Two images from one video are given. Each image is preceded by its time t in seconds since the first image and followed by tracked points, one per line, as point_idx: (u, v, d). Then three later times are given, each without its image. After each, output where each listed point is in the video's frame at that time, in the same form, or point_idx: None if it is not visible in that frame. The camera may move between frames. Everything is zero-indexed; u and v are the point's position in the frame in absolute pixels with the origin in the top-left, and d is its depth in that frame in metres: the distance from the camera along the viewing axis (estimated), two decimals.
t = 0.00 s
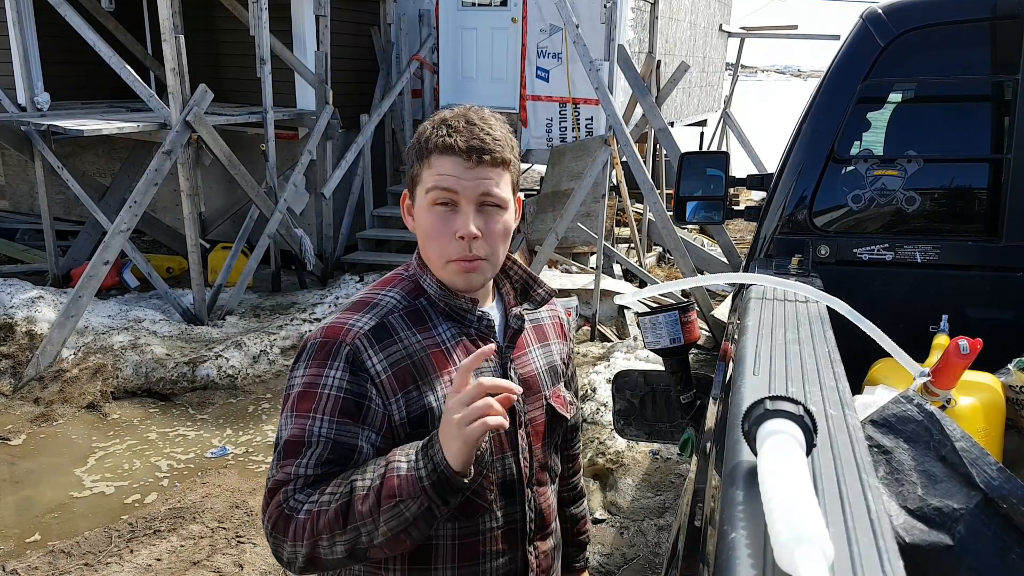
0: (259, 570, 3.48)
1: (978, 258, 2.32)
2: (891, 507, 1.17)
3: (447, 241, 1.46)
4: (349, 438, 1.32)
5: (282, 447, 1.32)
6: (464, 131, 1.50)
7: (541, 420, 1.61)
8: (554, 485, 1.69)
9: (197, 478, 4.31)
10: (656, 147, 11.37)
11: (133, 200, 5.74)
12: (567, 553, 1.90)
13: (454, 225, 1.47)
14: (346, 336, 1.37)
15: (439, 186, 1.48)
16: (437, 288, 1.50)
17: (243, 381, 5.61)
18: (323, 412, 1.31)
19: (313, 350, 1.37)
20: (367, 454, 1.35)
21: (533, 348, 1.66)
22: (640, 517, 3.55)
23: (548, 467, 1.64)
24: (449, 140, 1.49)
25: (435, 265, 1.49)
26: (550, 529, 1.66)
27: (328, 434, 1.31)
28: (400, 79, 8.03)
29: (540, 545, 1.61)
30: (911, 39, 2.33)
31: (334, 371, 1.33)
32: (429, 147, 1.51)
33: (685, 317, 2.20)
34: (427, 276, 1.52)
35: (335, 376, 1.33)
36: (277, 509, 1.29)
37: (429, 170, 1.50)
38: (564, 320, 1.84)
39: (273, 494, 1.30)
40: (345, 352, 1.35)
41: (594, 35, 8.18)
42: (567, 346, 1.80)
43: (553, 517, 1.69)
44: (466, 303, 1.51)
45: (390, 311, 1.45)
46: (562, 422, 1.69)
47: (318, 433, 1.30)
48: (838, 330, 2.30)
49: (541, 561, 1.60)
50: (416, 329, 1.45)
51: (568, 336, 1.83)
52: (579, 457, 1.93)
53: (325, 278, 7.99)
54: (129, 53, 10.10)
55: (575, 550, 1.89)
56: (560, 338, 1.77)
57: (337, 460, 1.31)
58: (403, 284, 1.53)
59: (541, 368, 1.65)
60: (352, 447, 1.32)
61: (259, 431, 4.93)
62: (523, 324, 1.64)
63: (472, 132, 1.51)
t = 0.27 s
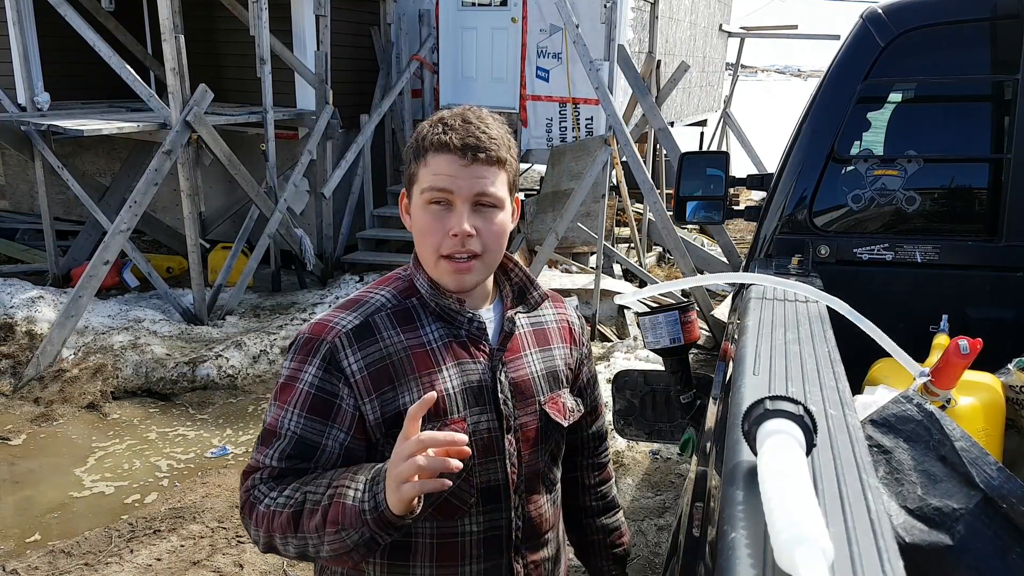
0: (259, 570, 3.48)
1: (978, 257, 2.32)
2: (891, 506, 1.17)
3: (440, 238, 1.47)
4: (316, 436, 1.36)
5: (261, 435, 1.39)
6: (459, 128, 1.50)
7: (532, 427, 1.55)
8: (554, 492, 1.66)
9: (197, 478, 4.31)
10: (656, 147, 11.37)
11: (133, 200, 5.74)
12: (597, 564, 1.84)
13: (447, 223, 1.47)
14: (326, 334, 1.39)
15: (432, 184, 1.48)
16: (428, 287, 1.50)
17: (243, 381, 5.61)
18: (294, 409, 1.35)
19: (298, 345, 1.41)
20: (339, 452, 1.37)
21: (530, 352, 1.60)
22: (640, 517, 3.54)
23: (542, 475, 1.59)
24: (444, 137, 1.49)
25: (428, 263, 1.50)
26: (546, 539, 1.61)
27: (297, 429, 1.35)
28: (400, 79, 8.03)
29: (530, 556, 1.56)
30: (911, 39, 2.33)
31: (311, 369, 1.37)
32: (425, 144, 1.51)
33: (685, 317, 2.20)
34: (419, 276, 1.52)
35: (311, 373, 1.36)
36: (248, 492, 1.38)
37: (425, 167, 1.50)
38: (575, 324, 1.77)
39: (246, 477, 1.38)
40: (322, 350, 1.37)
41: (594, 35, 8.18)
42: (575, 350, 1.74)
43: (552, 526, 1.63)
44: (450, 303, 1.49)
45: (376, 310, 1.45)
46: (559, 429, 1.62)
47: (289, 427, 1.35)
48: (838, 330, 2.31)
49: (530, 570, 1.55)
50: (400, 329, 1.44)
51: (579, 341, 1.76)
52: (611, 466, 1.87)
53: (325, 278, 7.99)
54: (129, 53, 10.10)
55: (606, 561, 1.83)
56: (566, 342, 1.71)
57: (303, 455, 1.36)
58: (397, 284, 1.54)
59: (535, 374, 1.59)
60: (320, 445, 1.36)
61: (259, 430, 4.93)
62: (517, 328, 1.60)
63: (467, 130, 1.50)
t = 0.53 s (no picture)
0: (259, 570, 3.48)
1: (978, 257, 2.32)
2: (891, 507, 1.18)
3: (435, 236, 1.48)
4: (310, 431, 1.37)
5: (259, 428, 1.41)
6: (457, 127, 1.51)
7: (527, 430, 1.55)
8: (552, 497, 1.65)
9: (197, 478, 4.31)
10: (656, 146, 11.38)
11: (133, 200, 5.74)
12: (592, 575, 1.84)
13: (443, 221, 1.48)
14: (323, 330, 1.41)
15: (428, 183, 1.49)
16: (426, 285, 1.50)
17: (243, 381, 5.62)
18: (290, 403, 1.37)
19: (296, 340, 1.43)
20: (333, 448, 1.38)
21: (528, 354, 1.60)
22: (640, 516, 3.54)
23: (537, 479, 1.59)
24: (441, 136, 1.50)
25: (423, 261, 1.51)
26: (541, 544, 1.61)
27: (292, 424, 1.36)
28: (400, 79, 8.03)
29: (523, 560, 1.56)
30: (912, 39, 2.33)
31: (307, 364, 1.38)
32: (423, 144, 1.53)
33: (685, 316, 2.20)
34: (417, 275, 1.53)
35: (307, 368, 1.38)
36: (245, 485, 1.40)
37: (422, 166, 1.51)
38: (580, 329, 1.77)
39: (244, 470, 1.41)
40: (317, 346, 1.39)
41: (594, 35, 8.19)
42: (577, 355, 1.73)
43: (548, 532, 1.63)
44: (446, 302, 1.49)
45: (373, 308, 1.46)
46: (556, 433, 1.62)
47: (284, 422, 1.36)
48: (838, 330, 2.31)
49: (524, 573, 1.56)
50: (396, 327, 1.45)
51: (582, 345, 1.75)
52: (615, 478, 1.87)
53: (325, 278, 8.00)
54: (129, 53, 10.10)
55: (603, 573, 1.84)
56: (568, 346, 1.70)
57: (296, 450, 1.37)
58: (397, 282, 1.55)
59: (533, 376, 1.58)
60: (314, 440, 1.37)
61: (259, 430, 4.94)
62: (515, 329, 1.60)
63: (465, 128, 1.51)
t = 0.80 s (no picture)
0: (259, 570, 3.48)
1: (979, 257, 2.32)
2: (891, 507, 1.17)
3: (447, 236, 1.47)
4: (313, 432, 1.36)
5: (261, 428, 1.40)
6: (467, 125, 1.50)
7: (531, 431, 1.54)
8: (553, 499, 1.65)
9: (197, 478, 4.31)
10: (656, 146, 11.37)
11: (133, 200, 5.74)
12: None
13: (455, 220, 1.47)
14: (328, 329, 1.40)
15: (440, 181, 1.48)
16: (432, 284, 1.49)
17: (243, 381, 5.61)
18: (294, 403, 1.36)
19: (301, 339, 1.42)
20: (336, 447, 1.38)
21: (531, 355, 1.60)
22: (640, 517, 3.54)
23: (540, 480, 1.58)
24: (452, 134, 1.49)
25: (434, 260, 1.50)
26: (542, 545, 1.60)
27: (296, 423, 1.35)
28: (400, 79, 8.03)
29: (524, 562, 1.56)
30: (912, 38, 2.33)
31: (312, 364, 1.37)
32: (433, 141, 1.52)
33: (685, 316, 2.19)
34: (423, 274, 1.52)
35: (313, 367, 1.37)
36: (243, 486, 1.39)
37: (433, 165, 1.50)
38: (581, 331, 1.76)
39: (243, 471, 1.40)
40: (323, 344, 1.38)
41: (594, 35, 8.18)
42: (579, 356, 1.72)
43: (549, 533, 1.62)
44: (453, 302, 1.48)
45: (378, 307, 1.46)
46: (558, 434, 1.61)
47: (288, 421, 1.36)
48: (838, 330, 2.31)
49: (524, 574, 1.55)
50: (402, 326, 1.44)
51: (584, 346, 1.75)
52: (612, 481, 1.87)
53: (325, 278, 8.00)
54: (129, 53, 10.10)
55: None
56: (570, 348, 1.69)
57: (299, 450, 1.36)
58: (402, 282, 1.54)
59: (536, 377, 1.58)
60: (315, 442, 1.36)
61: (259, 430, 4.93)
62: (519, 330, 1.60)
63: (476, 127, 1.50)
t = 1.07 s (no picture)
0: (259, 570, 3.48)
1: (979, 257, 2.32)
2: (891, 507, 1.17)
3: (446, 237, 1.47)
4: (313, 429, 1.35)
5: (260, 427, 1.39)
6: (463, 125, 1.50)
7: (532, 431, 1.54)
8: (553, 497, 1.64)
9: (197, 478, 4.31)
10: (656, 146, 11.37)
11: (133, 200, 5.74)
12: None
13: (453, 221, 1.47)
14: (328, 329, 1.39)
15: (437, 182, 1.48)
16: (433, 285, 1.49)
17: (243, 381, 5.61)
18: (294, 402, 1.35)
19: (300, 339, 1.41)
20: (335, 447, 1.37)
21: (532, 355, 1.59)
22: (640, 517, 3.54)
23: (540, 481, 1.58)
24: (448, 135, 1.48)
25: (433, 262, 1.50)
26: (543, 545, 1.60)
27: (296, 423, 1.34)
28: (400, 78, 8.03)
29: (525, 562, 1.55)
30: (913, 38, 2.32)
31: (312, 362, 1.36)
32: (429, 142, 1.51)
33: (685, 316, 2.19)
34: (422, 275, 1.52)
35: (313, 366, 1.36)
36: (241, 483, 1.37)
37: (430, 166, 1.50)
38: (580, 331, 1.77)
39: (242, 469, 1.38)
40: (323, 344, 1.38)
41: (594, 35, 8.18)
42: (578, 356, 1.73)
43: (549, 533, 1.62)
44: (454, 302, 1.48)
45: (379, 307, 1.45)
46: (559, 434, 1.61)
47: (288, 420, 1.34)
48: (838, 331, 2.30)
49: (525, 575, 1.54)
50: (403, 327, 1.44)
51: (583, 347, 1.75)
52: (609, 479, 1.87)
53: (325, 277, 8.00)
54: (129, 53, 10.10)
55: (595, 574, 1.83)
56: (570, 348, 1.70)
57: (300, 449, 1.34)
58: (401, 282, 1.54)
59: (537, 376, 1.58)
60: (314, 440, 1.35)
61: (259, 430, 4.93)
62: (520, 329, 1.59)
63: (472, 126, 1.50)
